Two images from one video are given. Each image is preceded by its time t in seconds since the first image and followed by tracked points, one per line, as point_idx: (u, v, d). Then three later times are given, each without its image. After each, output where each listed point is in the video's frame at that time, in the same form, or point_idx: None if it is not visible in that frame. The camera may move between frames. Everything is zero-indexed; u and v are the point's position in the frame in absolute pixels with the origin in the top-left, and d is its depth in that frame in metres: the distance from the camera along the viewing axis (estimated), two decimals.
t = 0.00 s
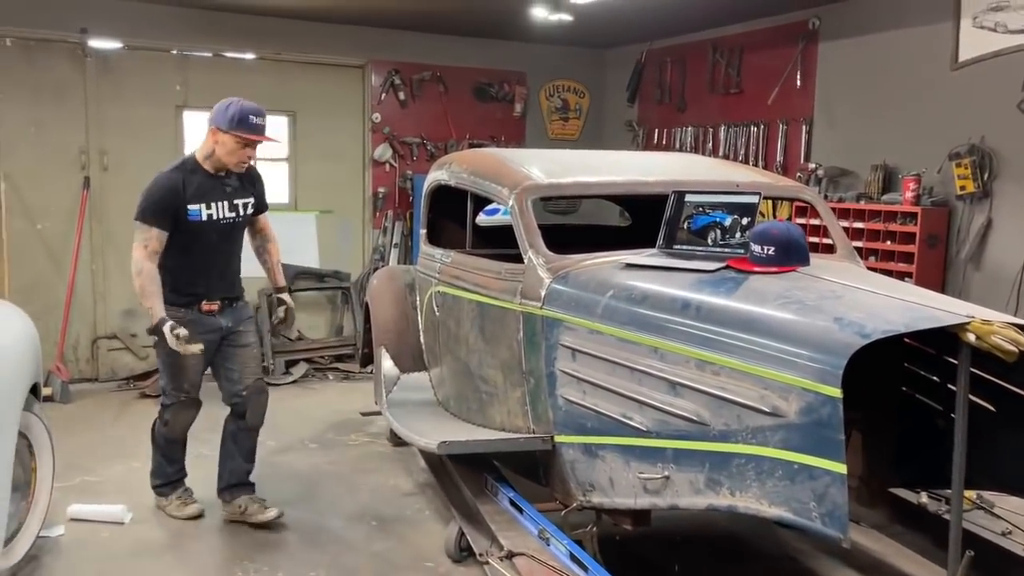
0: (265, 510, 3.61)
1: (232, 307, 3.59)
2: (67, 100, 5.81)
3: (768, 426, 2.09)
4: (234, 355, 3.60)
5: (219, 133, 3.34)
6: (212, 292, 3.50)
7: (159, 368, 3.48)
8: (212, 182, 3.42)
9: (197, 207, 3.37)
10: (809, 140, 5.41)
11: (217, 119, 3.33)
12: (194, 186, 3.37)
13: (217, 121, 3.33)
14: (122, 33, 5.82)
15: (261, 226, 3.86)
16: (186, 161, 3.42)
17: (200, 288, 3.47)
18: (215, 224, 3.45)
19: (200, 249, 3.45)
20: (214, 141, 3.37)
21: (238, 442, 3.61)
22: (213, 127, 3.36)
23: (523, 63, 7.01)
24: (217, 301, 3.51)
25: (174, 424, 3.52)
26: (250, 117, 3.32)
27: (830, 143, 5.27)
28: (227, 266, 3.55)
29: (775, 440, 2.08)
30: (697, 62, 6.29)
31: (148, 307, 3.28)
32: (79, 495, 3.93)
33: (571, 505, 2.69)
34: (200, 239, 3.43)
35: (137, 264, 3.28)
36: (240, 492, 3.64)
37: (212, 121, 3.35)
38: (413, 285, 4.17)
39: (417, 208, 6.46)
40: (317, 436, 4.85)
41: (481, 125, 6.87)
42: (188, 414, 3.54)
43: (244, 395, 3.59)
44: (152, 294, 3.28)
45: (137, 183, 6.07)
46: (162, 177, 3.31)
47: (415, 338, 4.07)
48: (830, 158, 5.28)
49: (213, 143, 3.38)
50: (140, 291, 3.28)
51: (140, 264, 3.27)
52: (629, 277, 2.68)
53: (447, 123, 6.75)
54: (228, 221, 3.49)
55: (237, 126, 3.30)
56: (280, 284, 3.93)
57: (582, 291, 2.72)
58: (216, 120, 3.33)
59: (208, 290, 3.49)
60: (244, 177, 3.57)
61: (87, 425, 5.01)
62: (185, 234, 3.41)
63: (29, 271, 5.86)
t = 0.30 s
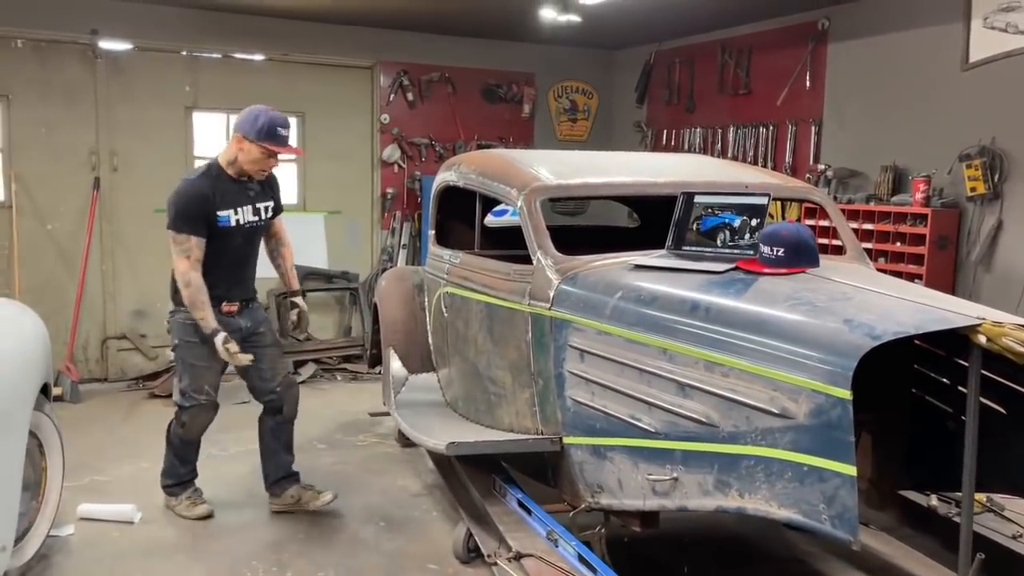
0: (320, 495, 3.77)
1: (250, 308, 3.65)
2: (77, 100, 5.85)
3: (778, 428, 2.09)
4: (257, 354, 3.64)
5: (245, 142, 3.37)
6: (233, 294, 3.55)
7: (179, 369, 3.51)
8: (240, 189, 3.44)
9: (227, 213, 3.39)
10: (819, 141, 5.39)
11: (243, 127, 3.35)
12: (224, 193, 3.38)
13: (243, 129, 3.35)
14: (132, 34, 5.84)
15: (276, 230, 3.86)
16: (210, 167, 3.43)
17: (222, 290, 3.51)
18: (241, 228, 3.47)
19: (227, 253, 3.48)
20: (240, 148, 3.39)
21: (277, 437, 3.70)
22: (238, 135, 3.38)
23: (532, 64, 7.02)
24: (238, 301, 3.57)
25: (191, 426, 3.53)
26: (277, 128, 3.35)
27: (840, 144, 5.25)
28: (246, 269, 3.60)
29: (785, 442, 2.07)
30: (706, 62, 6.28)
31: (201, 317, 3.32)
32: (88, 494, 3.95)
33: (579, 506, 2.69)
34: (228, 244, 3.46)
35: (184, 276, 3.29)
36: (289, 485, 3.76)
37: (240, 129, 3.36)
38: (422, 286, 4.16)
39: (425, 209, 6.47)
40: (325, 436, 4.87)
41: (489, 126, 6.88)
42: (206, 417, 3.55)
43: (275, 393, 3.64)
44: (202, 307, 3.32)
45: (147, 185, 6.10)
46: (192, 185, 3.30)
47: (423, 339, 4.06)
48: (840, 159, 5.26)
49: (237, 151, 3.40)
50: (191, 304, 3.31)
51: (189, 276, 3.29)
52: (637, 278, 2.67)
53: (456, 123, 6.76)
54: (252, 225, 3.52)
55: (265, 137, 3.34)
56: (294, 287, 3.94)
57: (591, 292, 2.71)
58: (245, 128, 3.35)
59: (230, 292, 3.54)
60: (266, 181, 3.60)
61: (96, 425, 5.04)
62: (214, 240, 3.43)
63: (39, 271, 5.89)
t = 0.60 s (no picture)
0: (332, 507, 3.73)
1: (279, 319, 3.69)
2: (84, 100, 5.87)
3: (784, 427, 2.09)
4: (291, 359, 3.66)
5: (327, 179, 3.36)
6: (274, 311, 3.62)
7: (223, 369, 3.49)
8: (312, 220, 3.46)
9: (299, 243, 3.46)
10: (826, 141, 5.37)
11: (325, 164, 3.33)
12: (298, 222, 3.43)
13: (326, 167, 3.33)
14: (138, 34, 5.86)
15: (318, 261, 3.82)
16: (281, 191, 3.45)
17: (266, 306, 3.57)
18: (304, 258, 3.54)
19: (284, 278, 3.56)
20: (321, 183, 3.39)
21: (297, 441, 3.69)
22: (320, 170, 3.37)
23: (538, 64, 7.01)
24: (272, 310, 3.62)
25: (236, 430, 3.43)
26: (360, 169, 3.34)
27: (846, 144, 5.24)
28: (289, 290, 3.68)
29: (790, 442, 2.07)
30: (713, 62, 6.27)
31: (285, 341, 3.35)
32: (94, 493, 3.96)
33: (585, 506, 2.69)
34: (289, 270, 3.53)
35: (268, 302, 3.30)
36: (302, 491, 3.74)
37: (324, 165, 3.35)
38: (426, 286, 4.15)
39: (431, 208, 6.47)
40: (331, 436, 4.87)
41: (494, 126, 6.88)
42: (250, 425, 3.45)
43: (303, 398, 3.64)
44: (286, 330, 3.33)
45: (153, 185, 6.11)
46: (277, 217, 3.34)
47: (429, 338, 4.06)
48: (846, 159, 5.25)
49: (318, 186, 3.40)
50: (276, 328, 3.32)
51: (271, 302, 3.30)
52: (643, 277, 2.67)
53: (462, 123, 6.76)
54: (310, 254, 3.59)
55: (348, 178, 3.32)
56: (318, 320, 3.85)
57: (596, 292, 2.71)
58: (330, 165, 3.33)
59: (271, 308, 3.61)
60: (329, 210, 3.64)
61: (102, 424, 5.05)
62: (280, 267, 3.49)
63: (46, 270, 5.92)
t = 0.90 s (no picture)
0: (336, 506, 3.74)
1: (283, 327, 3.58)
2: (89, 99, 5.88)
3: (788, 426, 2.08)
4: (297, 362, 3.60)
5: (382, 253, 3.15)
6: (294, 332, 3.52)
7: (239, 376, 3.32)
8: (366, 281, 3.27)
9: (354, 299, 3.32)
10: (830, 140, 5.36)
11: (382, 238, 3.12)
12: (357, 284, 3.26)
13: (383, 241, 3.12)
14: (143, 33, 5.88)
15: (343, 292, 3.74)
16: (337, 257, 3.18)
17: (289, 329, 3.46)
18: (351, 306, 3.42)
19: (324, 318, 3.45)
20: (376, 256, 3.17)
21: (308, 441, 3.67)
22: (376, 243, 3.15)
23: (542, 63, 7.01)
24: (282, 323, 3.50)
25: (269, 430, 3.20)
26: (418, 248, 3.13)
27: (851, 142, 5.23)
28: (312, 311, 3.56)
29: (795, 441, 2.07)
30: (717, 61, 6.26)
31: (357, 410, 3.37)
32: (99, 491, 3.96)
33: (589, 505, 2.69)
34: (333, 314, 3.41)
35: (338, 374, 3.25)
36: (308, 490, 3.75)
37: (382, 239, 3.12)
38: (430, 284, 4.13)
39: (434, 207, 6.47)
40: (335, 434, 4.88)
41: (498, 125, 6.88)
42: (278, 419, 3.23)
43: (318, 396, 3.63)
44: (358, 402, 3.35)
45: (157, 184, 6.12)
46: (339, 302, 3.14)
47: (433, 337, 4.04)
48: (851, 158, 5.23)
49: (370, 257, 3.18)
50: (348, 398, 3.34)
51: (342, 376, 3.25)
52: (647, 276, 2.67)
53: (466, 122, 6.76)
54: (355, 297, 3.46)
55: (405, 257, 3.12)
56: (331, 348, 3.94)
57: (600, 291, 2.71)
58: (389, 240, 3.11)
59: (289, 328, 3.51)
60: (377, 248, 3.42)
61: (107, 422, 5.06)
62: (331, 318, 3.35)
63: (51, 269, 5.93)
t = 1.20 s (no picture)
0: (339, 504, 3.75)
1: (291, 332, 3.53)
2: (92, 98, 5.89)
3: (792, 425, 2.08)
4: (303, 368, 3.51)
5: (409, 287, 3.08)
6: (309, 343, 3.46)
7: (260, 382, 3.31)
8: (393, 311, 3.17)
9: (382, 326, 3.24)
10: (833, 139, 5.35)
11: (411, 273, 3.05)
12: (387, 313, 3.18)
13: (411, 276, 3.05)
14: (146, 32, 5.88)
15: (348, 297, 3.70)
16: (372, 287, 3.10)
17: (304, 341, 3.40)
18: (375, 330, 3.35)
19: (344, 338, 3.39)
20: (403, 289, 3.10)
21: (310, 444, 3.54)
22: (403, 277, 3.08)
23: (545, 62, 7.01)
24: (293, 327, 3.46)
25: (301, 433, 3.19)
26: (443, 282, 3.09)
27: (853, 141, 5.22)
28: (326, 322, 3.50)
29: (799, 439, 2.07)
30: (719, 60, 6.25)
31: (400, 439, 3.25)
32: (102, 490, 3.97)
33: (592, 503, 2.69)
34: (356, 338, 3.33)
35: (376, 411, 3.14)
36: (312, 490, 3.74)
37: (410, 274, 3.05)
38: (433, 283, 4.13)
39: (436, 206, 6.48)
40: (338, 433, 4.88)
41: (500, 124, 6.88)
42: (307, 420, 3.23)
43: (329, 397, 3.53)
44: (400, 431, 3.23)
45: (159, 183, 6.12)
46: (372, 340, 3.06)
47: (436, 336, 4.04)
48: (854, 157, 5.23)
49: (396, 290, 3.11)
50: (390, 430, 3.21)
51: (380, 411, 3.15)
52: (649, 275, 2.67)
53: (468, 121, 6.76)
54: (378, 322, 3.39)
55: (432, 291, 3.06)
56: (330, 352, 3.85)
57: (603, 290, 2.71)
58: (417, 276, 3.04)
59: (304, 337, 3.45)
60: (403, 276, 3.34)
61: (110, 421, 5.07)
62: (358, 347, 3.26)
63: (54, 268, 5.94)
